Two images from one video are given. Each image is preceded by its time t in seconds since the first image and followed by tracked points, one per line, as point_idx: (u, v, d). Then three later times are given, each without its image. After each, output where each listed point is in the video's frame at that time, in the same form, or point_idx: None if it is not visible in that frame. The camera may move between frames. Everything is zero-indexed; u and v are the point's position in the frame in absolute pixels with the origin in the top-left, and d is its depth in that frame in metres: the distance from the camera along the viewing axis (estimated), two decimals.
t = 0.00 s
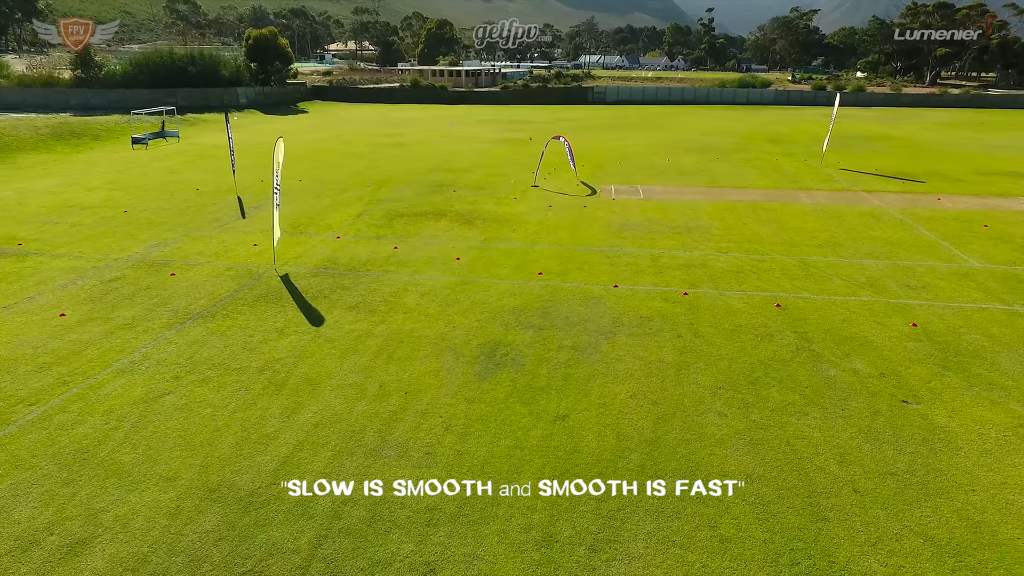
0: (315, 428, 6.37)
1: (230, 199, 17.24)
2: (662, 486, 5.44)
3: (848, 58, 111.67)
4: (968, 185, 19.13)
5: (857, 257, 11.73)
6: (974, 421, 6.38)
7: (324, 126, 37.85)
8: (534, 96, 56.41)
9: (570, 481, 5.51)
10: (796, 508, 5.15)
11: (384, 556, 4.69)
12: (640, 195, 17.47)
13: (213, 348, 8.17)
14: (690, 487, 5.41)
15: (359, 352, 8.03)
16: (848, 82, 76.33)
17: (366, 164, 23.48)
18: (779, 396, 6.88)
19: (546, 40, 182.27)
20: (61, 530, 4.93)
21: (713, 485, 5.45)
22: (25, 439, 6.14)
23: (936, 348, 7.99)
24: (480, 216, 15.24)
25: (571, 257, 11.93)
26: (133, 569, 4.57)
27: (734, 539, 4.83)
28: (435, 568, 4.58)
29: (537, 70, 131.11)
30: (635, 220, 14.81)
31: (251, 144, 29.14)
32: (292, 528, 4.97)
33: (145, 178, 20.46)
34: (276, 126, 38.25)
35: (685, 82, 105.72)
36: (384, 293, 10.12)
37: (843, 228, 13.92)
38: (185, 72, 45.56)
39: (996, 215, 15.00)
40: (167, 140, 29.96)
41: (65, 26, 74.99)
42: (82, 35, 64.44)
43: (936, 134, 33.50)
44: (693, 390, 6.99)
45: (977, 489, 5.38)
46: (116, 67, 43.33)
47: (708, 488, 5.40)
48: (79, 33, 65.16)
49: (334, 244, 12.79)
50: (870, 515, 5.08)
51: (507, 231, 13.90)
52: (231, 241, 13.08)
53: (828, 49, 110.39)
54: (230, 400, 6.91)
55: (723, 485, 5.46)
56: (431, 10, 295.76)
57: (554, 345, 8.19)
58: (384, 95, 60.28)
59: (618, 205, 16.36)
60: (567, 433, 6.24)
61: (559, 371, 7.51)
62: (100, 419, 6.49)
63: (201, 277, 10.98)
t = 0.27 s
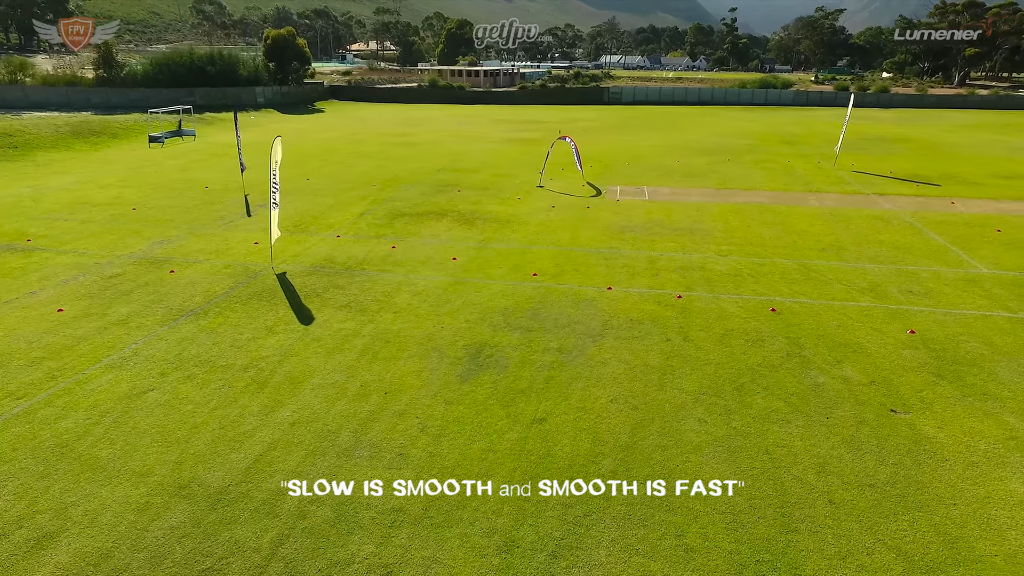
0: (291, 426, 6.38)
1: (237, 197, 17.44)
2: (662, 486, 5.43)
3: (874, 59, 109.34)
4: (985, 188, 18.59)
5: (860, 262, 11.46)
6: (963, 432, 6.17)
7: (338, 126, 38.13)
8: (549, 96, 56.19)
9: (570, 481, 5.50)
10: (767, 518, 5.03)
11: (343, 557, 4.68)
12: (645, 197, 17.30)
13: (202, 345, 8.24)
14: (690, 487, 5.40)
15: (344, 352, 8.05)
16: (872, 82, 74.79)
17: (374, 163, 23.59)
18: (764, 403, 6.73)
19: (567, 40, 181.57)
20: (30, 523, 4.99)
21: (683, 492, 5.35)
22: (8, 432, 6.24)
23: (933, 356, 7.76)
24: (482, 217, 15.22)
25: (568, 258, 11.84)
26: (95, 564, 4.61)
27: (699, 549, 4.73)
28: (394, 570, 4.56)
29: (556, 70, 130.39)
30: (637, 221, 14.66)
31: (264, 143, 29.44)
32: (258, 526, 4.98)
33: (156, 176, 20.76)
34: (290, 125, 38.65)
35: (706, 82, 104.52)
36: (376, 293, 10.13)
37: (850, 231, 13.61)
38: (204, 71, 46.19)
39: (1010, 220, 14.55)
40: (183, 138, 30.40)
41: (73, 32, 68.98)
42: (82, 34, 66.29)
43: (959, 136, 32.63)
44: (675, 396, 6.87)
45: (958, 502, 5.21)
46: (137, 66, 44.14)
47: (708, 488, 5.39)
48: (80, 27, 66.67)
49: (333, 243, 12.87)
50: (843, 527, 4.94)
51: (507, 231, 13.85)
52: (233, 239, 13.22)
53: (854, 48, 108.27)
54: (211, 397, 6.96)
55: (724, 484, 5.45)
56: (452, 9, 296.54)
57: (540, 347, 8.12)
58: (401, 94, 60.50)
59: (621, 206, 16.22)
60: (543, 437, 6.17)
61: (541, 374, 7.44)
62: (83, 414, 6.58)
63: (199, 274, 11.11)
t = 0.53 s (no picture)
0: (268, 425, 6.41)
1: (244, 195, 17.65)
2: (663, 486, 5.42)
3: (901, 59, 107.10)
4: (1002, 193, 18.05)
5: (862, 266, 11.21)
6: (950, 444, 5.98)
7: (352, 126, 38.41)
8: (565, 96, 55.95)
9: (570, 481, 5.49)
10: (735, 529, 4.93)
11: (302, 557, 4.67)
12: (649, 198, 17.14)
13: (192, 342, 8.34)
14: (690, 487, 5.40)
15: (329, 351, 8.07)
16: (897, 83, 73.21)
17: (383, 163, 23.71)
18: (746, 410, 6.59)
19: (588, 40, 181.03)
20: None
21: (652, 499, 5.26)
22: None
23: (928, 365, 7.54)
24: (483, 217, 15.21)
25: (565, 260, 11.75)
26: (58, 558, 4.66)
27: (662, 558, 4.63)
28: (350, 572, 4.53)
29: (575, 70, 129.83)
30: (638, 223, 14.52)
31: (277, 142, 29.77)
32: (222, 525, 4.99)
33: (168, 174, 21.10)
34: (305, 124, 39.04)
35: (727, 83, 103.41)
36: (369, 292, 10.16)
37: (856, 235, 13.32)
38: (223, 71, 46.86)
39: None
40: (198, 136, 30.86)
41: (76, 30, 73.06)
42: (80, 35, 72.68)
43: (983, 138, 31.74)
44: (656, 401, 6.77)
45: (936, 516, 5.04)
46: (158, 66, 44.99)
47: (708, 488, 5.39)
48: (82, 27, 73.27)
49: (332, 242, 12.95)
50: (812, 539, 4.82)
51: (507, 232, 13.82)
52: (235, 237, 13.37)
53: (879, 48, 106.27)
54: (193, 393, 7.03)
55: (723, 485, 5.45)
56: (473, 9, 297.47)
57: (525, 349, 8.06)
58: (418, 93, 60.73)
59: (624, 208, 16.09)
60: (516, 441, 6.11)
61: (523, 376, 7.38)
62: (66, 408, 6.68)
63: (197, 271, 11.25)
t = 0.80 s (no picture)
0: (243, 423, 6.43)
1: (249, 194, 17.84)
2: (663, 486, 5.43)
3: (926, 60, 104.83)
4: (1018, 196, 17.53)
5: (862, 271, 10.97)
6: (932, 455, 5.80)
7: (364, 125, 38.63)
8: (579, 96, 55.65)
9: (570, 481, 5.49)
10: (699, 538, 4.83)
11: (260, 557, 4.67)
12: (652, 199, 16.97)
13: (180, 339, 8.43)
14: (690, 487, 5.41)
15: (313, 350, 8.10)
16: (922, 83, 71.63)
17: (390, 162, 23.80)
18: (726, 416, 6.47)
19: (607, 40, 180.00)
20: None
21: (618, 506, 5.18)
22: None
23: (919, 373, 7.35)
24: (483, 217, 15.19)
25: (559, 261, 11.66)
26: (21, 552, 4.71)
27: (621, 567, 4.56)
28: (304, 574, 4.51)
29: (592, 70, 129.01)
30: (638, 224, 14.39)
31: (288, 141, 30.03)
32: (186, 522, 5.01)
33: (178, 172, 21.38)
34: (318, 124, 39.35)
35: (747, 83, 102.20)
36: (360, 291, 10.19)
37: (859, 238, 13.04)
38: (239, 70, 47.41)
39: None
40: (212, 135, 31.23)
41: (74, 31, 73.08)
42: (79, 35, 72.07)
43: (1006, 140, 30.88)
44: (635, 405, 6.69)
45: (910, 530, 4.90)
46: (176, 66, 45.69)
47: (708, 488, 5.40)
48: (82, 27, 72.61)
49: (330, 241, 13.03)
50: (777, 551, 4.70)
51: (505, 232, 13.78)
52: (236, 235, 13.51)
53: (904, 48, 104.16)
54: (175, 390, 7.10)
55: (724, 485, 5.46)
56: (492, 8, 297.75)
57: (508, 352, 8.01)
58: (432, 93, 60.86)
59: (625, 208, 15.96)
60: (488, 443, 6.05)
61: (503, 378, 7.33)
62: (49, 403, 6.78)
63: (195, 269, 11.38)
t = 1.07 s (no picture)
0: (219, 422, 6.46)
1: (254, 193, 18.02)
2: (660, 486, 5.43)
3: (953, 60, 102.48)
4: None
5: (862, 276, 10.72)
6: (914, 468, 5.63)
7: (376, 125, 38.85)
8: (594, 96, 55.38)
9: (556, 484, 5.47)
10: (663, 550, 4.73)
11: (218, 557, 4.67)
12: (655, 201, 16.80)
13: (169, 336, 8.52)
14: (691, 488, 5.40)
15: (297, 349, 8.13)
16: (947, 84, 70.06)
17: (396, 162, 23.88)
18: (703, 423, 6.37)
19: (627, 40, 178.83)
20: None
21: (585, 513, 5.11)
22: None
23: (909, 382, 7.14)
24: (483, 218, 15.17)
25: (554, 262, 11.58)
26: None
27: None
28: None
29: (611, 70, 128.11)
30: (638, 226, 14.26)
31: (299, 141, 30.29)
32: (150, 521, 5.03)
33: (189, 171, 21.66)
34: (331, 123, 39.67)
35: (768, 83, 100.92)
36: (351, 291, 10.23)
37: (863, 242, 12.75)
38: (255, 70, 47.95)
39: None
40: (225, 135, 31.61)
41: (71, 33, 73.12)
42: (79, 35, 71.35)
43: None
44: (613, 410, 6.61)
45: (882, 546, 4.76)
46: (193, 66, 46.36)
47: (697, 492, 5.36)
48: (83, 28, 71.75)
49: (328, 240, 13.11)
50: (741, 564, 4.60)
51: (503, 233, 13.75)
52: (236, 233, 13.64)
53: (931, 48, 101.99)
54: (158, 386, 7.18)
55: (710, 489, 5.41)
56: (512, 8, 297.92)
57: (492, 353, 7.96)
58: (447, 92, 60.98)
59: (626, 209, 15.84)
60: (459, 447, 6.00)
61: (483, 381, 7.28)
62: (33, 398, 6.88)
63: (192, 267, 11.51)
